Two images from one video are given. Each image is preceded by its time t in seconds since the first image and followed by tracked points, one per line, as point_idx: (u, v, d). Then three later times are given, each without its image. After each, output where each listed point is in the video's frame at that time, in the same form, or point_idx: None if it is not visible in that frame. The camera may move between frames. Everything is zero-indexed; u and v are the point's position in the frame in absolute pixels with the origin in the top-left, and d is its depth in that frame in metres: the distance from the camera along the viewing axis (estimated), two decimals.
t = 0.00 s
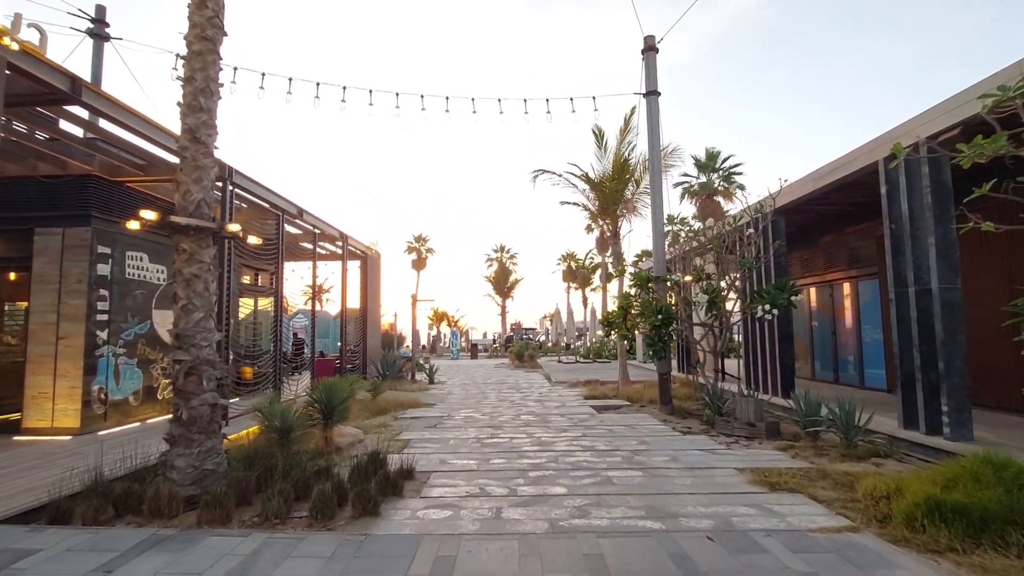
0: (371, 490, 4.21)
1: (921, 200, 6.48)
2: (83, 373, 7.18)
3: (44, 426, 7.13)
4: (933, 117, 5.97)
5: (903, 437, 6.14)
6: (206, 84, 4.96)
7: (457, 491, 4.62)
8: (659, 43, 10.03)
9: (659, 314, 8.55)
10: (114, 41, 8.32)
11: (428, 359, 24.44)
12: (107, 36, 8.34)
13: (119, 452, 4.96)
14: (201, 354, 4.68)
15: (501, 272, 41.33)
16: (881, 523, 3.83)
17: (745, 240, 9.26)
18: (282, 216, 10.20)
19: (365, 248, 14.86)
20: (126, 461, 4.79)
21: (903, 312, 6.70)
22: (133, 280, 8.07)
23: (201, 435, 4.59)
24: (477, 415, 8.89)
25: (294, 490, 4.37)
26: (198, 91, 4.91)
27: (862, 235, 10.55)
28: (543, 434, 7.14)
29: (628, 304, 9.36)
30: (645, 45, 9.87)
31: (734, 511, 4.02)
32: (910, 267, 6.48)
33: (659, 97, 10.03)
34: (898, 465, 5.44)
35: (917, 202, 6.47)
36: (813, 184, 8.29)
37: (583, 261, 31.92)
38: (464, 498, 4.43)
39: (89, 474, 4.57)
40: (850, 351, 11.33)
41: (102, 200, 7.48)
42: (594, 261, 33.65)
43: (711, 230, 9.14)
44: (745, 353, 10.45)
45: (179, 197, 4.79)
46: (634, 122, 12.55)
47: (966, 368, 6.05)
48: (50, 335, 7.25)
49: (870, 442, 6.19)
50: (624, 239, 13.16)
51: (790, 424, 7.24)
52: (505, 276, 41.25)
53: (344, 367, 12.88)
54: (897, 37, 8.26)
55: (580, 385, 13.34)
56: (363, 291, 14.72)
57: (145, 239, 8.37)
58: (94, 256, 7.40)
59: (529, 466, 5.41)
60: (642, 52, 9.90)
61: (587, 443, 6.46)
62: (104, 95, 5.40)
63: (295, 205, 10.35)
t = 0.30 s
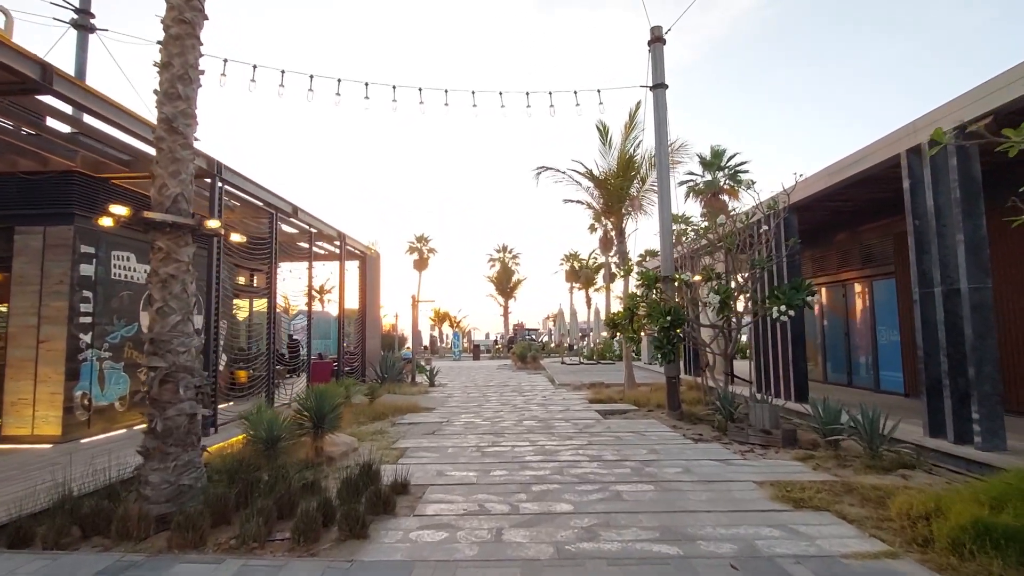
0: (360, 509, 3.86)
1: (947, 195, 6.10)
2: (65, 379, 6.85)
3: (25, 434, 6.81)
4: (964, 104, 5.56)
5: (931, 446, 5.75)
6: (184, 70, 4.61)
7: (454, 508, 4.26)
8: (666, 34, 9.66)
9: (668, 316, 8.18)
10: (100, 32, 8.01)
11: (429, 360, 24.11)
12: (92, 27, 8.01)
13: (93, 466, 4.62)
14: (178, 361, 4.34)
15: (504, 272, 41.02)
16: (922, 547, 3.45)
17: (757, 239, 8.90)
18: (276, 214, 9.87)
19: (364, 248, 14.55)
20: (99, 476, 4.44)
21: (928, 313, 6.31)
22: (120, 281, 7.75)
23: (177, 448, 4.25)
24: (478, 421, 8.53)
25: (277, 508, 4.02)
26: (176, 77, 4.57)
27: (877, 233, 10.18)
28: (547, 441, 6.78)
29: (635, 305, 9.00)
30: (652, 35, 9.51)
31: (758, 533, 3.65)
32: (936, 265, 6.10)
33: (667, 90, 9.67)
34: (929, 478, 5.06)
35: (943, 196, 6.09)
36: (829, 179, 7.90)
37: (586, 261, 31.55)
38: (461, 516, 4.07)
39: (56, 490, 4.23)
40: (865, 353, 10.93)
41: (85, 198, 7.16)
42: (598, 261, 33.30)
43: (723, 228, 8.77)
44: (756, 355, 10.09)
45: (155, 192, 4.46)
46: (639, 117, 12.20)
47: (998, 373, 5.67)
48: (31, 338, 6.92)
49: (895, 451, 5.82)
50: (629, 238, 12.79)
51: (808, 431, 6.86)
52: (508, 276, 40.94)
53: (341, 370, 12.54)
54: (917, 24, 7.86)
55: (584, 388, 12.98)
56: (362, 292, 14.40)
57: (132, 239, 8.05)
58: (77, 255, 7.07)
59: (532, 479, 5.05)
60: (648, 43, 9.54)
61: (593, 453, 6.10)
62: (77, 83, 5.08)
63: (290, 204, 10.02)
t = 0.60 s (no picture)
0: (348, 524, 3.51)
1: (980, 184, 5.71)
2: (48, 380, 6.54)
3: (5, 438, 6.49)
4: (996, 88, 5.21)
5: (964, 454, 5.36)
6: (161, 48, 4.29)
7: (452, 522, 3.92)
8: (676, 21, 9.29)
9: (680, 314, 7.80)
10: (86, 19, 7.70)
11: (432, 360, 23.78)
12: (79, 13, 7.69)
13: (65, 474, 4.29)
14: (154, 361, 4.01)
15: (507, 271, 40.69)
16: (975, 572, 3.08)
17: (773, 233, 8.53)
18: (272, 209, 9.54)
19: (365, 245, 14.24)
20: (70, 485, 4.11)
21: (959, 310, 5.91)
22: (107, 278, 7.44)
23: (152, 456, 3.92)
24: (481, 424, 8.18)
25: (258, 523, 3.68)
26: (152, 56, 4.24)
27: (894, 229, 9.80)
28: (552, 446, 6.43)
29: (644, 302, 8.63)
30: (661, 22, 9.14)
31: (789, 554, 3.29)
32: (968, 259, 5.71)
33: (677, 79, 9.29)
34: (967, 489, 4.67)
35: (975, 185, 5.71)
36: (848, 170, 7.53)
37: (591, 259, 31.19)
38: (460, 532, 3.72)
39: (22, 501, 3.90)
40: (882, 353, 10.52)
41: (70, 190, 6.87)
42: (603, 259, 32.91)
43: (737, 221, 8.40)
44: (769, 354, 9.74)
45: (129, 179, 4.14)
46: (647, 109, 11.94)
47: None
48: (12, 337, 6.61)
49: (925, 458, 5.43)
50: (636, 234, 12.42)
51: (829, 436, 6.47)
52: (512, 275, 40.62)
53: (340, 371, 12.22)
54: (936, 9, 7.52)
55: (590, 388, 12.61)
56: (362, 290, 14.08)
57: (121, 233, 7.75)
58: (61, 251, 6.76)
59: (537, 488, 4.70)
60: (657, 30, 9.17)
61: (602, 459, 5.74)
62: (49, 63, 4.78)
63: (287, 198, 9.70)
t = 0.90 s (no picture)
0: (334, 545, 3.21)
1: (1013, 175, 5.35)
2: (31, 383, 6.27)
3: None
4: None
5: (999, 463, 5.00)
6: (137, 28, 4.00)
7: (450, 539, 3.61)
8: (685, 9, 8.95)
9: (692, 312, 7.46)
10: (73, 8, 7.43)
11: (435, 360, 23.50)
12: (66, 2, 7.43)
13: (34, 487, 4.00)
14: (128, 365, 3.71)
15: (511, 270, 40.38)
16: None
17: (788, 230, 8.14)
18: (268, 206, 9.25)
19: (365, 245, 13.94)
20: (39, 499, 3.82)
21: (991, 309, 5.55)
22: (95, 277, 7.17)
23: (125, 468, 3.64)
24: (483, 427, 7.85)
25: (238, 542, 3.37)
26: (127, 36, 3.95)
27: (911, 225, 9.43)
28: (558, 453, 6.10)
29: (653, 301, 8.28)
30: (669, 10, 8.81)
31: None
32: (1001, 255, 5.35)
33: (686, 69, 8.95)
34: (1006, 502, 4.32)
35: (1009, 176, 5.35)
36: (867, 163, 7.18)
37: (596, 258, 30.85)
38: (459, 551, 3.42)
39: None
40: (898, 354, 10.15)
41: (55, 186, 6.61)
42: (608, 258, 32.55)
43: (751, 216, 8.04)
44: (783, 354, 9.39)
45: (101, 169, 3.84)
46: (655, 103, 11.59)
47: None
48: None
49: (956, 466, 5.08)
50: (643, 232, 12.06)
51: (850, 443, 6.12)
52: (515, 274, 40.31)
53: (340, 372, 11.94)
54: None
55: (596, 390, 12.29)
56: (363, 290, 13.75)
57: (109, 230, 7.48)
58: (45, 248, 6.49)
59: (542, 500, 4.38)
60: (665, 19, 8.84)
61: (610, 467, 5.42)
62: (16, 44, 4.40)
63: (283, 195, 9.42)
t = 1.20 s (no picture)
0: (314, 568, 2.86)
1: None
2: (10, 383, 5.97)
3: None
4: None
5: None
6: None
7: (446, 558, 3.26)
8: None
9: (705, 309, 7.04)
10: None
11: (438, 360, 23.19)
12: None
13: None
14: (92, 366, 3.37)
15: (515, 269, 40.04)
16: None
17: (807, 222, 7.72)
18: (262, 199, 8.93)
19: (365, 241, 13.61)
20: None
21: None
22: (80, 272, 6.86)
23: (89, 478, 3.31)
24: (486, 430, 7.50)
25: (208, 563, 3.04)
26: (94, 6, 3.63)
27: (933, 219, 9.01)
28: (564, 458, 5.74)
29: (664, 297, 7.88)
30: None
31: None
32: None
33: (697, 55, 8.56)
34: None
35: None
36: (892, 151, 6.78)
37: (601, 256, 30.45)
38: (455, 572, 3.07)
39: None
40: (918, 353, 9.74)
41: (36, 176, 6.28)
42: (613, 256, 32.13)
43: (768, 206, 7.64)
44: (798, 353, 9.03)
45: (65, 151, 3.51)
46: (664, 94, 11.19)
47: None
48: None
49: (996, 475, 4.69)
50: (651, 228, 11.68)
51: (876, 450, 5.74)
52: (520, 272, 39.96)
53: (339, 372, 11.64)
54: None
55: (602, 391, 11.92)
56: (363, 288, 13.38)
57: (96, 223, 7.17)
58: (26, 242, 6.18)
59: (548, 513, 4.03)
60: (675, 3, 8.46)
61: (620, 474, 5.06)
62: None
63: (279, 188, 9.10)
